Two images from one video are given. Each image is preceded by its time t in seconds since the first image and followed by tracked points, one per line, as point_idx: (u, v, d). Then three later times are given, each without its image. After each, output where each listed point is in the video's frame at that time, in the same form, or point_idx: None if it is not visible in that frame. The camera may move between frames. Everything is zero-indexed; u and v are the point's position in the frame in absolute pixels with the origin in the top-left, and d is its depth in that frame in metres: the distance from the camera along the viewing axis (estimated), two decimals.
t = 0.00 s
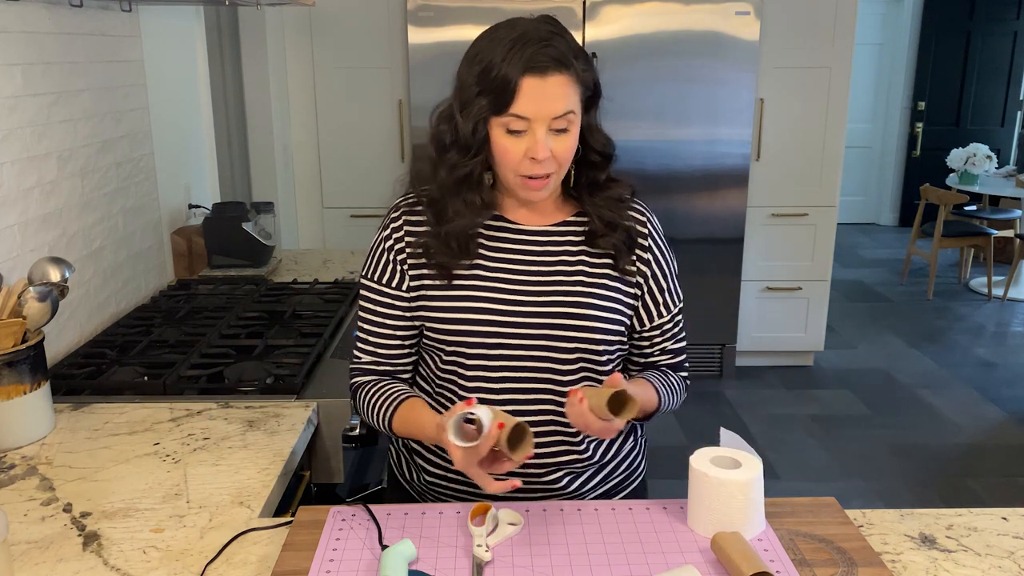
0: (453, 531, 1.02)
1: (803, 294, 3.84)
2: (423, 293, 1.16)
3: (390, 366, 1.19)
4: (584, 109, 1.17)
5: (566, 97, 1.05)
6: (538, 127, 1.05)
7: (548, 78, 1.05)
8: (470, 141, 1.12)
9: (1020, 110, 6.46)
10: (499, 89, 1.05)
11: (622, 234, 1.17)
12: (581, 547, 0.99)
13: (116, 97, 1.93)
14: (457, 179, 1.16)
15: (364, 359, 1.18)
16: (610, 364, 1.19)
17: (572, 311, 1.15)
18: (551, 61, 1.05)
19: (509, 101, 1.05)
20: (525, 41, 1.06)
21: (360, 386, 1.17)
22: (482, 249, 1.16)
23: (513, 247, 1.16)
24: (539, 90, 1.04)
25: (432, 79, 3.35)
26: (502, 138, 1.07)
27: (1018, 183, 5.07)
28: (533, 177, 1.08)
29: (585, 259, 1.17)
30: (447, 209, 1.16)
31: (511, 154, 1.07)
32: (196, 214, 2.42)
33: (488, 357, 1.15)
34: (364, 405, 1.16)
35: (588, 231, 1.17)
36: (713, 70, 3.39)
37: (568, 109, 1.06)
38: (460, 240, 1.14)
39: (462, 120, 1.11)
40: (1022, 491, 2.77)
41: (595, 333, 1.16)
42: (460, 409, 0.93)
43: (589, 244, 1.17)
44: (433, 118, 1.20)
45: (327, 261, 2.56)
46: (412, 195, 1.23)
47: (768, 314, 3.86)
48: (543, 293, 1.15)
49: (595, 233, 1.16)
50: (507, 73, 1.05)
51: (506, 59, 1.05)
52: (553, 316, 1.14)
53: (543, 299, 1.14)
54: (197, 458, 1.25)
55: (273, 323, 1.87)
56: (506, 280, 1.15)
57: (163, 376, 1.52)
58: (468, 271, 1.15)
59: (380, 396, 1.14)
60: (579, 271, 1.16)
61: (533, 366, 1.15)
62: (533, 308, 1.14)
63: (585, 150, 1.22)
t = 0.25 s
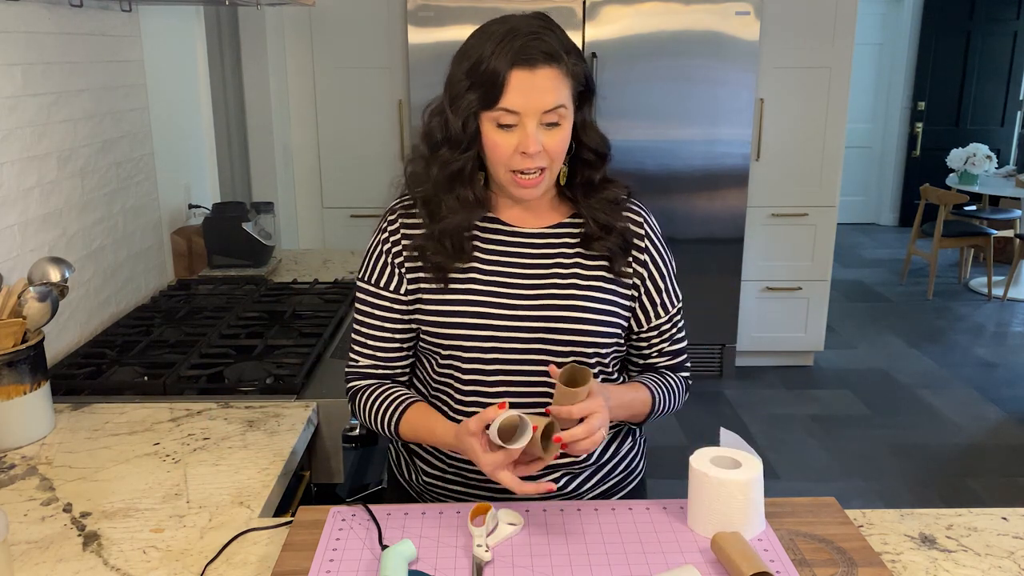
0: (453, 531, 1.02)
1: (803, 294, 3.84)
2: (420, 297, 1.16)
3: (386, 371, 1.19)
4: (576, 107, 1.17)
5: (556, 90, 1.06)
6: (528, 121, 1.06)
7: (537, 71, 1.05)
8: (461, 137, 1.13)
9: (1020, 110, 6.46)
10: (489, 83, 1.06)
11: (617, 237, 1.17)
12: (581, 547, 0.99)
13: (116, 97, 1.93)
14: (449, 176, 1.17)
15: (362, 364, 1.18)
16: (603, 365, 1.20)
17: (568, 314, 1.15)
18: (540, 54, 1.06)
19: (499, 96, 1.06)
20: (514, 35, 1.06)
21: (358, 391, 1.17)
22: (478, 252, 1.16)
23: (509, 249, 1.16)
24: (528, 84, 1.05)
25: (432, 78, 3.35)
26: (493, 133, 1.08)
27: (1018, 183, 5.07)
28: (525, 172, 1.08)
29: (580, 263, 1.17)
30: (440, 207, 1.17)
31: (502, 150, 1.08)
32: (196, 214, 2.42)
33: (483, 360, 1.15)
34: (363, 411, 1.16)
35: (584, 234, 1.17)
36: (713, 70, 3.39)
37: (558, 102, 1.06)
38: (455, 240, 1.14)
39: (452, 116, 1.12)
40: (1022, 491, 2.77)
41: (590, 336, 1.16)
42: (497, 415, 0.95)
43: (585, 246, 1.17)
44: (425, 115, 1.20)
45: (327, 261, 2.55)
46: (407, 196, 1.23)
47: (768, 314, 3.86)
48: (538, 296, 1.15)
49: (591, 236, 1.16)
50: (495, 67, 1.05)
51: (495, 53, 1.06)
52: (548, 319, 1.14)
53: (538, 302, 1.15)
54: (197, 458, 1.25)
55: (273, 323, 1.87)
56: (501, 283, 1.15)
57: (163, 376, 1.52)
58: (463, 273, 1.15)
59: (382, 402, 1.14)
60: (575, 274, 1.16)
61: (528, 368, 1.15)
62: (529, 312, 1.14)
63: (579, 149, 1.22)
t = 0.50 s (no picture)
0: (453, 531, 1.02)
1: (803, 294, 3.84)
2: (418, 297, 1.16)
3: (384, 368, 1.20)
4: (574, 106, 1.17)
5: (555, 88, 1.06)
6: (526, 118, 1.06)
7: (536, 69, 1.05)
8: (460, 134, 1.13)
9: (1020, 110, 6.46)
10: (488, 81, 1.06)
11: (616, 235, 1.17)
12: (581, 547, 0.99)
13: (116, 97, 1.93)
14: (448, 173, 1.17)
15: (358, 361, 1.18)
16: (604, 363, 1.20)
17: (567, 313, 1.15)
18: (539, 52, 1.06)
19: (497, 94, 1.06)
20: (512, 33, 1.06)
21: (354, 386, 1.17)
22: (476, 251, 1.16)
23: (507, 248, 1.16)
24: (526, 82, 1.05)
25: (432, 78, 3.35)
26: (492, 130, 1.08)
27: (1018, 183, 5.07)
28: (524, 169, 1.08)
29: (579, 261, 1.17)
30: (439, 205, 1.17)
31: (501, 147, 1.08)
32: (196, 214, 2.42)
33: (481, 359, 1.15)
34: (359, 406, 1.16)
35: (583, 233, 1.17)
36: (713, 70, 3.39)
37: (557, 100, 1.06)
38: (453, 238, 1.14)
39: (452, 113, 1.12)
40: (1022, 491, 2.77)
41: (589, 336, 1.16)
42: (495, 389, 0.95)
43: (584, 245, 1.17)
44: (424, 112, 1.21)
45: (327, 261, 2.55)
46: (406, 195, 1.23)
47: (768, 314, 3.86)
48: (537, 295, 1.15)
49: (590, 234, 1.16)
50: (494, 65, 1.05)
51: (494, 51, 1.06)
52: (547, 318, 1.14)
53: (537, 301, 1.15)
54: (197, 458, 1.25)
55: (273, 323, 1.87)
56: (500, 282, 1.15)
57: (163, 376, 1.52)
58: (462, 271, 1.15)
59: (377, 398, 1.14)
60: (574, 273, 1.16)
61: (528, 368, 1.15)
62: (528, 311, 1.14)
63: (578, 147, 1.22)
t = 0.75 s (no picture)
0: (453, 531, 1.02)
1: (803, 294, 3.84)
2: (419, 296, 1.16)
3: (384, 368, 1.20)
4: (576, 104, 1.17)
5: (558, 87, 1.06)
6: (531, 117, 1.06)
7: (540, 68, 1.05)
8: (464, 132, 1.13)
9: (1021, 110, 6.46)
10: (492, 80, 1.06)
11: (617, 233, 1.18)
12: (581, 547, 0.99)
13: (116, 97, 1.93)
14: (452, 172, 1.17)
15: (359, 359, 1.18)
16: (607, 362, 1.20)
17: (568, 312, 1.15)
18: (544, 51, 1.06)
19: (502, 92, 1.06)
20: (517, 32, 1.06)
21: (355, 384, 1.17)
22: (478, 249, 1.16)
23: (509, 245, 1.16)
24: (531, 81, 1.05)
25: (432, 78, 3.34)
26: (496, 129, 1.09)
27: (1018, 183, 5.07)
28: (527, 167, 1.09)
29: (580, 260, 1.17)
30: (442, 203, 1.17)
31: (505, 145, 1.09)
32: (196, 214, 2.42)
33: (482, 357, 1.15)
34: (359, 404, 1.16)
35: (584, 231, 1.17)
36: (713, 70, 3.39)
37: (561, 99, 1.07)
38: (456, 236, 1.14)
39: (455, 111, 1.12)
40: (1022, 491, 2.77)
41: (590, 335, 1.16)
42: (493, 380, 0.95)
43: (585, 244, 1.17)
44: (426, 109, 1.20)
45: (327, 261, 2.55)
46: (408, 194, 1.23)
47: (768, 314, 3.86)
48: (539, 293, 1.15)
49: (592, 232, 1.16)
50: (499, 64, 1.05)
51: (499, 50, 1.05)
52: (549, 316, 1.14)
53: (539, 299, 1.15)
54: (197, 458, 1.25)
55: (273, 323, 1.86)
56: (501, 279, 1.15)
57: (163, 376, 1.52)
58: (463, 269, 1.15)
59: (377, 395, 1.14)
60: (575, 271, 1.16)
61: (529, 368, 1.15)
62: (529, 309, 1.14)
63: (579, 145, 1.22)
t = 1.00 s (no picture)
0: (453, 531, 1.02)
1: (803, 294, 3.84)
2: (420, 296, 1.16)
3: (387, 368, 1.20)
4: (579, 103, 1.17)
5: (562, 86, 1.06)
6: (534, 116, 1.06)
7: (544, 67, 1.05)
8: (468, 132, 1.13)
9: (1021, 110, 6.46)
10: (496, 79, 1.06)
11: (619, 233, 1.18)
12: (581, 547, 0.99)
13: (116, 97, 1.93)
14: (456, 172, 1.17)
15: (362, 358, 1.19)
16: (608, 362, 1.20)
17: (570, 311, 1.15)
18: (548, 50, 1.06)
19: (505, 91, 1.06)
20: (520, 31, 1.06)
21: (357, 383, 1.18)
22: (480, 248, 1.16)
23: (511, 244, 1.16)
24: (535, 80, 1.05)
25: (432, 78, 3.34)
26: (500, 128, 1.08)
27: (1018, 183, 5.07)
28: (532, 167, 1.09)
29: (581, 259, 1.17)
30: (446, 203, 1.17)
31: (509, 145, 1.08)
32: (196, 214, 2.42)
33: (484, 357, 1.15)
34: (361, 402, 1.16)
35: (586, 230, 1.17)
36: (713, 70, 3.39)
37: (565, 98, 1.06)
38: (460, 235, 1.14)
39: (459, 111, 1.12)
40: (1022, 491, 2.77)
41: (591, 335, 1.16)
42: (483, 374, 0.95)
43: (587, 243, 1.17)
44: (430, 110, 1.20)
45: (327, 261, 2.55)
46: (411, 195, 1.23)
47: (768, 314, 3.86)
48: (540, 292, 1.15)
49: (593, 231, 1.16)
50: (503, 64, 1.05)
51: (503, 49, 1.05)
52: (551, 315, 1.14)
53: (540, 298, 1.14)
54: (197, 458, 1.25)
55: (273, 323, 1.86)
56: (503, 279, 1.15)
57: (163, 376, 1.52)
58: (465, 268, 1.15)
59: (378, 393, 1.14)
60: (576, 270, 1.16)
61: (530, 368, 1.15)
62: (530, 308, 1.14)
63: (581, 144, 1.22)
